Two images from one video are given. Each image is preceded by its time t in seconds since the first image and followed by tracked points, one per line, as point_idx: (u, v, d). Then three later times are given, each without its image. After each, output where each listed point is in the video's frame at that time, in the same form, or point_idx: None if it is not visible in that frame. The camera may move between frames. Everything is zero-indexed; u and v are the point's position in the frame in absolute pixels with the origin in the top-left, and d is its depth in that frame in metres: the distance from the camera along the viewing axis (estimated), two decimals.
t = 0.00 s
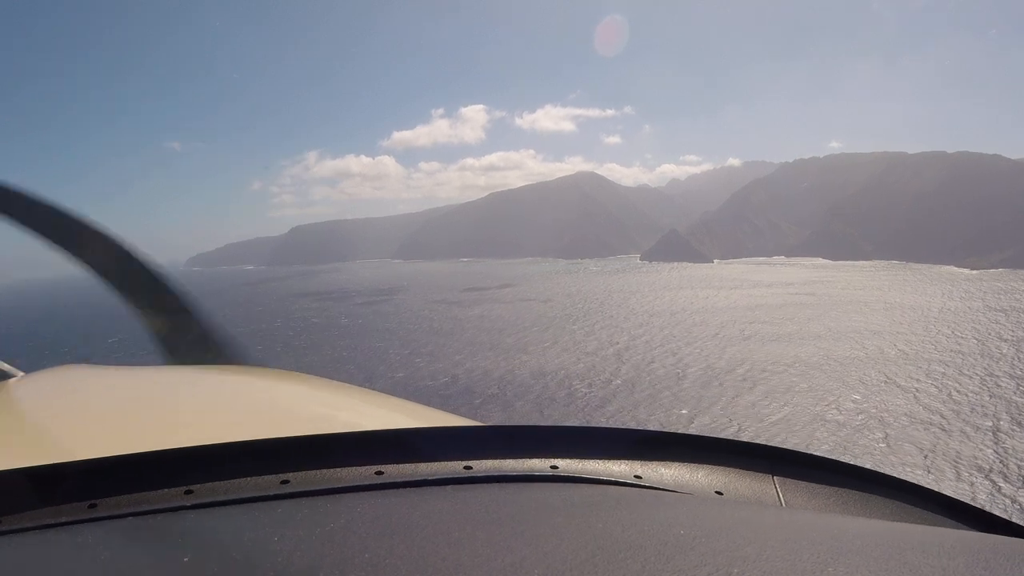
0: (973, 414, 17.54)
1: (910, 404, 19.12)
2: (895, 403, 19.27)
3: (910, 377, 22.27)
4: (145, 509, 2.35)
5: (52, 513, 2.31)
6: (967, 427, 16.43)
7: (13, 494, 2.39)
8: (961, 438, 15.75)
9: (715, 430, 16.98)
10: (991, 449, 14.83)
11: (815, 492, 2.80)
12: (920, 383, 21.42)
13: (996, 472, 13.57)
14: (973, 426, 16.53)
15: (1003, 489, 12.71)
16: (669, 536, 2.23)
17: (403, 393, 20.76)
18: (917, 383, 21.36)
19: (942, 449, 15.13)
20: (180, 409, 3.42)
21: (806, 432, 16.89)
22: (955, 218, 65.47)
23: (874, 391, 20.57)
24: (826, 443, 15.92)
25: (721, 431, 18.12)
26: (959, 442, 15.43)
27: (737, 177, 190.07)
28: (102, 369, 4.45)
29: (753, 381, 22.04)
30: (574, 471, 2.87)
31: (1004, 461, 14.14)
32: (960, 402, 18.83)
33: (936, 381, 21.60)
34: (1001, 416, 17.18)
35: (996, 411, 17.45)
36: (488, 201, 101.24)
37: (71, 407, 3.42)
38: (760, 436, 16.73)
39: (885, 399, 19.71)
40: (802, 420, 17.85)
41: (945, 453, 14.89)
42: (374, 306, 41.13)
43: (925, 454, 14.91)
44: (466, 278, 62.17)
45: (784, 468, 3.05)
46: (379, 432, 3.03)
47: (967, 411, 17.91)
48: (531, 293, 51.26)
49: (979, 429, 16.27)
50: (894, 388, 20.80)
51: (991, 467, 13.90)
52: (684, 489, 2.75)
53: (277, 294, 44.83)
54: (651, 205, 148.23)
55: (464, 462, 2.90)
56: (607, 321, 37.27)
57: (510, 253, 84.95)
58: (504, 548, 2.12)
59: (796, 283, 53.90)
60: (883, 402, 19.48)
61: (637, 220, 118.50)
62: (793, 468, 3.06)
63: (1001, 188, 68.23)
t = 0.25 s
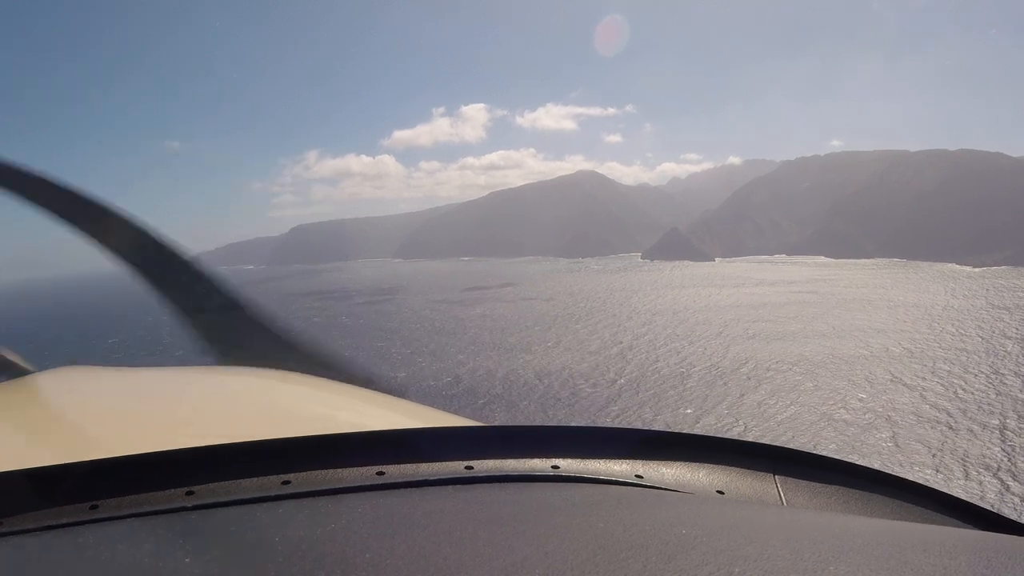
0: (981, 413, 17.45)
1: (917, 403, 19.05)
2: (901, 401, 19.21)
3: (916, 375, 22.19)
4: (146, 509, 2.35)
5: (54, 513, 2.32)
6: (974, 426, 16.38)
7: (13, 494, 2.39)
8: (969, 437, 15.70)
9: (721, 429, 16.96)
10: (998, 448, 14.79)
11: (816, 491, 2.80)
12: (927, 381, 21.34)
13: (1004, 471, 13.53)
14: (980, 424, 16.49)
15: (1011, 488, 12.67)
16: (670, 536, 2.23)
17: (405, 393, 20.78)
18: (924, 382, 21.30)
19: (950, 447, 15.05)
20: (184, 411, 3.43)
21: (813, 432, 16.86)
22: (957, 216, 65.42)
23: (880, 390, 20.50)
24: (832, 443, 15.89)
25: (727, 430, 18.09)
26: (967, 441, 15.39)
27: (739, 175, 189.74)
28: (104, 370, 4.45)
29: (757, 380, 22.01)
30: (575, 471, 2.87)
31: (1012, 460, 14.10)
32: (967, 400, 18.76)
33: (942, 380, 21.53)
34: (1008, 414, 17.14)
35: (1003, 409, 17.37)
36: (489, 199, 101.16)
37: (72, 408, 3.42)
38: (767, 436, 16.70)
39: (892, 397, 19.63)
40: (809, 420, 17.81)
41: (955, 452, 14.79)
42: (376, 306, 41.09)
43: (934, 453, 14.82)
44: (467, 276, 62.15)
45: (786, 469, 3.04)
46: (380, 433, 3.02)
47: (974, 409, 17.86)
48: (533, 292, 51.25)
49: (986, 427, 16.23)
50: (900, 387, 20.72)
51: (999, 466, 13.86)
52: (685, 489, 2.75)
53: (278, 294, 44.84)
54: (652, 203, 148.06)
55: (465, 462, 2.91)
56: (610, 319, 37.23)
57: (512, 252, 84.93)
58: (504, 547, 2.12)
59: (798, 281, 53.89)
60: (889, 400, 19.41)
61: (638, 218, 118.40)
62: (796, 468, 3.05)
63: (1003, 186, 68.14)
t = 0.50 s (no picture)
0: (987, 412, 17.40)
1: (922, 402, 19.00)
2: (907, 400, 19.15)
3: (921, 374, 22.15)
4: (149, 508, 2.35)
5: (55, 513, 2.31)
6: (980, 424, 16.34)
7: (14, 493, 2.38)
8: (975, 435, 15.66)
9: (726, 429, 16.94)
10: (1005, 446, 14.75)
11: (818, 490, 2.80)
12: (932, 380, 21.30)
13: (1011, 470, 13.50)
14: (986, 423, 16.44)
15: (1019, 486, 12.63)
16: (673, 534, 2.23)
17: (405, 393, 20.75)
18: (929, 381, 21.24)
19: (957, 447, 15.01)
20: (186, 410, 3.43)
21: (818, 431, 16.83)
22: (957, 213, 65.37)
23: (886, 389, 20.44)
24: (838, 442, 15.85)
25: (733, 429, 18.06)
26: (973, 440, 15.35)
27: (739, 173, 189.52)
28: (105, 370, 4.45)
29: (761, 379, 21.98)
30: (577, 469, 2.87)
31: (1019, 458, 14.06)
32: (973, 399, 18.71)
33: (946, 379, 21.49)
34: (1013, 412, 17.10)
35: (1009, 408, 17.32)
36: (489, 197, 101.00)
37: (74, 407, 3.42)
38: (773, 435, 16.66)
39: (898, 397, 19.58)
40: (815, 419, 17.77)
41: (962, 451, 14.75)
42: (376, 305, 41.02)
43: (941, 452, 14.77)
44: (467, 275, 62.05)
45: (789, 466, 3.04)
46: (382, 432, 3.02)
47: (980, 408, 17.81)
48: (533, 291, 51.23)
49: (992, 425, 16.20)
50: (905, 386, 20.68)
51: (1006, 464, 13.83)
52: (687, 487, 2.76)
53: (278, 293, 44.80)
54: (652, 201, 147.83)
55: (467, 460, 2.90)
56: (611, 318, 37.17)
57: (512, 251, 84.81)
58: (506, 546, 2.12)
59: (799, 279, 53.89)
60: (894, 400, 19.36)
61: (638, 216, 118.22)
62: (798, 466, 3.04)
63: (1003, 183, 68.07)
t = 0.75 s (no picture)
0: (992, 412, 17.35)
1: (927, 402, 18.96)
2: (912, 401, 19.11)
3: (925, 374, 22.11)
4: (151, 507, 2.35)
5: (56, 511, 2.32)
6: (985, 425, 16.30)
7: (17, 492, 2.39)
8: (981, 435, 15.62)
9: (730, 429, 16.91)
10: (1010, 446, 14.71)
11: (820, 490, 2.80)
12: (936, 381, 21.26)
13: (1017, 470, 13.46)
14: (991, 423, 16.40)
15: None
16: (676, 534, 2.22)
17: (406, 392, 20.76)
18: (933, 381, 21.21)
19: (962, 447, 14.97)
20: (187, 409, 3.43)
21: (823, 432, 16.78)
22: (957, 213, 65.38)
23: (890, 389, 20.40)
24: (844, 443, 15.82)
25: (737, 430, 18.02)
26: (979, 440, 15.31)
27: (739, 172, 189.45)
28: (108, 369, 4.45)
29: (765, 379, 21.96)
30: (579, 468, 2.87)
31: None
32: (978, 399, 18.66)
33: (950, 379, 21.45)
34: (1019, 412, 17.06)
35: (1015, 408, 17.27)
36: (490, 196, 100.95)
37: (77, 407, 3.43)
38: (778, 436, 16.61)
39: (902, 398, 19.54)
40: (819, 420, 17.73)
41: (969, 452, 14.71)
42: (377, 305, 40.97)
43: (947, 453, 14.74)
44: (468, 274, 62.02)
45: (791, 466, 3.04)
46: (385, 430, 3.02)
47: (985, 408, 17.77)
48: (533, 291, 51.26)
49: (997, 425, 16.15)
50: (910, 387, 20.63)
51: (1012, 464, 13.78)
52: (689, 486, 2.76)
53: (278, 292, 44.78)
54: (652, 200, 147.82)
55: (469, 459, 2.90)
56: (612, 318, 37.15)
57: (513, 250, 84.78)
58: (509, 545, 2.11)
59: (799, 279, 53.88)
60: (899, 400, 19.32)
61: (638, 216, 118.22)
62: (799, 465, 3.05)
63: (1003, 183, 68.12)
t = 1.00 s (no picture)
0: (996, 411, 17.32)
1: (930, 402, 18.94)
2: (916, 401, 19.07)
3: (928, 374, 22.09)
4: (150, 506, 2.35)
5: (56, 511, 2.32)
6: (989, 424, 16.26)
7: (14, 491, 2.39)
8: (985, 435, 15.58)
9: (734, 429, 16.88)
10: (1016, 446, 14.66)
11: (821, 489, 2.80)
12: (939, 380, 21.22)
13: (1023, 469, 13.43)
14: (996, 423, 16.35)
15: None
16: (677, 534, 2.23)
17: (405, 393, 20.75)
18: (936, 381, 21.18)
19: (967, 448, 14.94)
20: (188, 408, 3.43)
21: (827, 433, 16.76)
22: (957, 213, 65.37)
23: (894, 389, 20.37)
24: (848, 443, 15.79)
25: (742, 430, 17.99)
26: (984, 440, 15.28)
27: (739, 172, 189.82)
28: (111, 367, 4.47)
29: (768, 379, 21.96)
30: (580, 468, 2.87)
31: None
32: (981, 399, 18.63)
33: (953, 379, 21.42)
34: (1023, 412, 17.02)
35: (1019, 407, 17.22)
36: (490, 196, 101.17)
37: (79, 406, 3.44)
38: (782, 437, 16.59)
39: (906, 398, 19.51)
40: (824, 421, 17.71)
41: (973, 452, 14.67)
42: (378, 304, 41.01)
43: (952, 452, 14.70)
44: (469, 274, 62.13)
45: (792, 465, 3.05)
46: (385, 431, 3.02)
47: (989, 408, 17.73)
48: (533, 290, 51.24)
49: (1001, 425, 16.11)
50: (913, 386, 20.61)
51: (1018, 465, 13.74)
52: (690, 486, 2.76)
53: (278, 292, 44.73)
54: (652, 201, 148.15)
55: (470, 459, 2.90)
56: (613, 317, 37.19)
57: (513, 250, 84.91)
58: (510, 546, 2.11)
59: (799, 279, 53.88)
60: (903, 401, 19.28)
61: (638, 216, 118.18)
62: (799, 464, 3.05)
63: (1002, 183, 68.14)
